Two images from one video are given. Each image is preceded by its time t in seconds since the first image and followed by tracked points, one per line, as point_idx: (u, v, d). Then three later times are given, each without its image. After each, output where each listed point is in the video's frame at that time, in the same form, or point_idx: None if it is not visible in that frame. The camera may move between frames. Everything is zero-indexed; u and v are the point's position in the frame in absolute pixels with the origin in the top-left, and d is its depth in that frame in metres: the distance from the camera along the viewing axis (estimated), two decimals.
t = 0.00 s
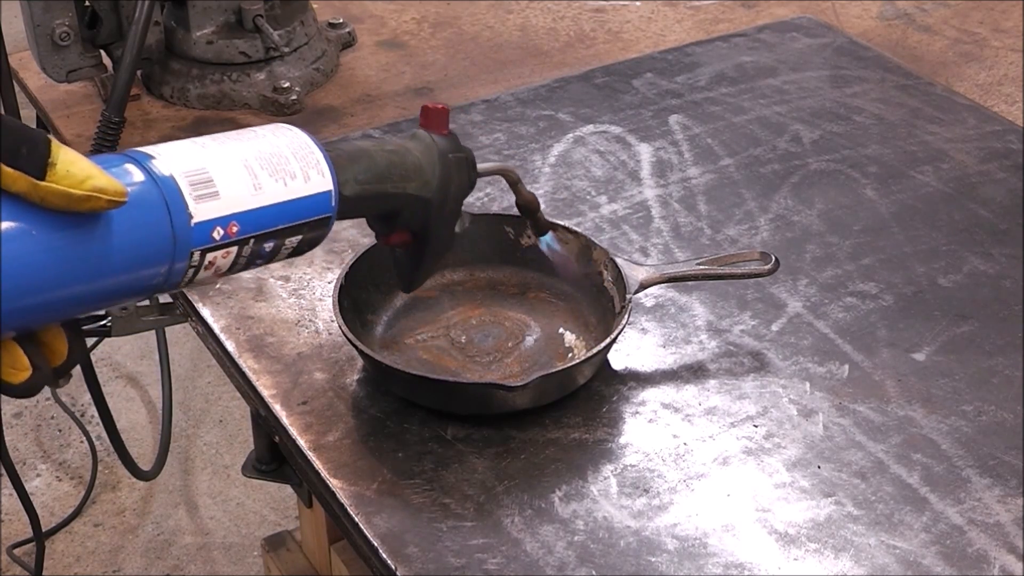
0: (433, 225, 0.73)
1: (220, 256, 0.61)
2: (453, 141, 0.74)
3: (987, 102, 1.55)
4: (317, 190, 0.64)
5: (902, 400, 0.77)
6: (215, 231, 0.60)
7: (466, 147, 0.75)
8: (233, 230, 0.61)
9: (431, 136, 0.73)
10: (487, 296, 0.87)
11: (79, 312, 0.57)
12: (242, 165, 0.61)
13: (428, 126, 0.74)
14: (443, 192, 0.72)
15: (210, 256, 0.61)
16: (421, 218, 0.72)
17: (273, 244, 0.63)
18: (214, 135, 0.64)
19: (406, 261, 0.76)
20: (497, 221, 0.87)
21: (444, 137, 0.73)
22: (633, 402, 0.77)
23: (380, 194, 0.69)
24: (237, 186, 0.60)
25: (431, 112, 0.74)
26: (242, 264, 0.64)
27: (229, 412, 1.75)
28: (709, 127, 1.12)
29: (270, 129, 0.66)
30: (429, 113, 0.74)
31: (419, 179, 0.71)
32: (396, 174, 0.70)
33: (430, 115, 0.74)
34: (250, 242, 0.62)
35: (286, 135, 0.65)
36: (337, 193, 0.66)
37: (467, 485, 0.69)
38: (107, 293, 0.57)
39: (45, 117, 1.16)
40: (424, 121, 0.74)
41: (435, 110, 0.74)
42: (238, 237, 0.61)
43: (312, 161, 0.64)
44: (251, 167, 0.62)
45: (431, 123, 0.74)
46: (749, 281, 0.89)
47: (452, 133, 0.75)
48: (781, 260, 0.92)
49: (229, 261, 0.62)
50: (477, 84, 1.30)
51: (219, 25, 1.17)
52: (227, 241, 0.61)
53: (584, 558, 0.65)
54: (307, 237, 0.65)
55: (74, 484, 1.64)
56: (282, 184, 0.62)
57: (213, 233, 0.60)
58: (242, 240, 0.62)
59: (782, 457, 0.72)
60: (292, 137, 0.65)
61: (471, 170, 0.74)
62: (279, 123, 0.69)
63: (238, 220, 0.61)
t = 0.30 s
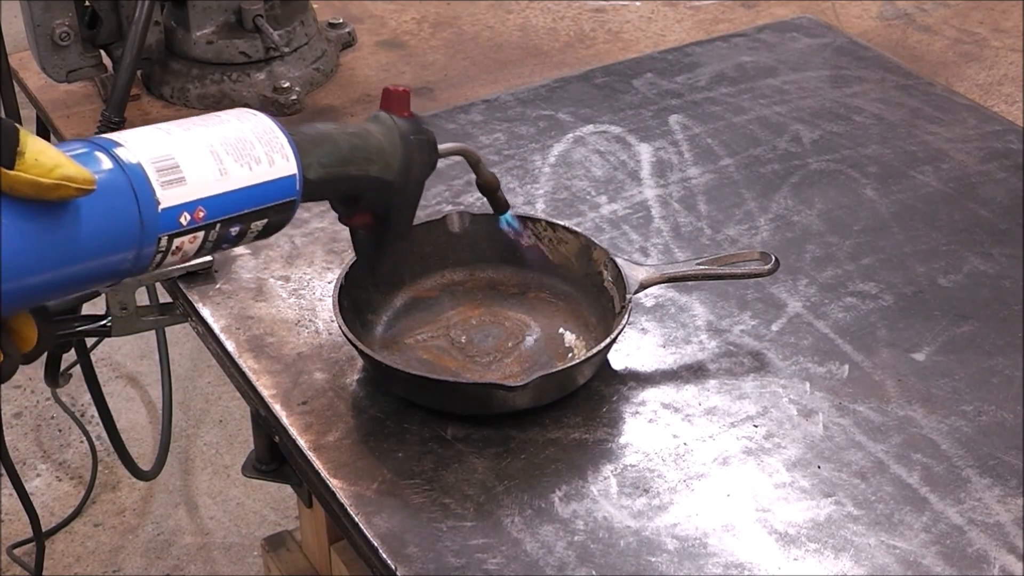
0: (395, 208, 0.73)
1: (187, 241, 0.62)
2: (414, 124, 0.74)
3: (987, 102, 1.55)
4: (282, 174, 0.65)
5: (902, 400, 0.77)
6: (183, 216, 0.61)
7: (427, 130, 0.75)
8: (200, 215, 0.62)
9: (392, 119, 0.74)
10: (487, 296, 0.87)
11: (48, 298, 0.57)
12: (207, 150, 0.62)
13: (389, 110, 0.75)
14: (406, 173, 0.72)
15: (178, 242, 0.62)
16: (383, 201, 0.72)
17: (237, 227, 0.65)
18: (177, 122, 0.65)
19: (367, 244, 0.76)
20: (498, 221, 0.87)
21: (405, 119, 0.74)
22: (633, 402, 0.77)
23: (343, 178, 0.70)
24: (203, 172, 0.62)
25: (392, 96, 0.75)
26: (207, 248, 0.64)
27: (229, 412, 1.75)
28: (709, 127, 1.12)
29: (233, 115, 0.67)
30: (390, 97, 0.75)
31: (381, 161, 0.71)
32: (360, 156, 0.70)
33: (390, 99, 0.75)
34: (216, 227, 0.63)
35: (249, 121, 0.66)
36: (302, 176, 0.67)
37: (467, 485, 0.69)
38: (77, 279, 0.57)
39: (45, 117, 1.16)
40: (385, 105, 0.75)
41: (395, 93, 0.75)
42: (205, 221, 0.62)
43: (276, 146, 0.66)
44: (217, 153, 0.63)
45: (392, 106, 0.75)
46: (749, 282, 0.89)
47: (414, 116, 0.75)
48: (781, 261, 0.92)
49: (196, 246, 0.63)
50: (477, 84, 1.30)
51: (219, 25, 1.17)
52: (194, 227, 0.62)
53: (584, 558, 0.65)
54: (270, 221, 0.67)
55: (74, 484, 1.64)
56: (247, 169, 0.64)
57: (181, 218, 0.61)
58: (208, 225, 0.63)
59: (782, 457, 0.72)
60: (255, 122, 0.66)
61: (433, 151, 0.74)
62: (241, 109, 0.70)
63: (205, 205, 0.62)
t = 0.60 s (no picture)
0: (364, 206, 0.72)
1: (162, 240, 0.62)
2: (381, 120, 0.73)
3: (987, 102, 1.55)
4: (256, 173, 0.65)
5: (902, 400, 0.77)
6: (158, 216, 0.60)
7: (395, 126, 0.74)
8: (175, 215, 0.61)
9: (359, 117, 0.72)
10: (487, 295, 0.87)
11: (22, 298, 0.57)
12: (181, 150, 0.62)
13: (357, 108, 0.74)
14: (373, 171, 0.71)
15: (153, 241, 0.61)
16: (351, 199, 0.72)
17: (212, 226, 0.64)
18: (151, 121, 0.65)
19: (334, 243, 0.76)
20: (497, 221, 0.87)
21: (373, 117, 0.73)
22: (632, 402, 0.77)
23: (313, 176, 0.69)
24: (178, 171, 0.61)
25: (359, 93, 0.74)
26: (182, 247, 0.64)
27: (229, 412, 1.75)
28: (709, 127, 1.12)
29: (206, 114, 0.66)
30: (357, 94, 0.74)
31: (349, 159, 0.70)
32: (327, 154, 0.69)
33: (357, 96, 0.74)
34: (191, 226, 0.63)
35: (222, 119, 0.65)
36: (273, 175, 0.67)
37: (467, 485, 0.69)
38: (51, 280, 0.57)
39: (45, 117, 1.15)
40: (352, 102, 0.74)
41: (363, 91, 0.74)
42: (180, 221, 0.62)
43: (249, 145, 0.65)
44: (191, 153, 0.62)
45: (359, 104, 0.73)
46: (749, 281, 0.89)
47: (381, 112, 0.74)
48: (781, 260, 0.92)
49: (172, 245, 0.63)
50: (477, 84, 1.30)
51: (219, 25, 1.17)
52: (169, 226, 0.61)
53: (584, 558, 0.65)
54: (245, 219, 0.66)
55: (74, 484, 1.64)
56: (221, 168, 0.63)
57: (156, 218, 0.60)
58: (183, 224, 0.62)
59: (782, 457, 0.73)
60: (228, 121, 0.66)
61: (401, 149, 0.73)
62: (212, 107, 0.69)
63: (180, 205, 0.61)
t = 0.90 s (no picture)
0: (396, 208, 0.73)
1: (197, 240, 0.62)
2: (417, 124, 0.74)
3: (987, 102, 1.55)
4: (292, 174, 0.65)
5: (902, 400, 0.77)
6: (194, 216, 0.61)
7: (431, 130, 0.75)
8: (211, 215, 0.62)
9: (394, 118, 0.73)
10: (487, 295, 0.87)
11: (58, 295, 0.57)
12: (217, 150, 0.62)
13: (393, 109, 0.74)
14: (406, 173, 0.72)
15: (189, 241, 0.62)
16: (384, 200, 0.72)
17: (248, 226, 0.65)
18: (187, 121, 0.65)
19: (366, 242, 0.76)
20: (498, 221, 0.87)
21: (410, 119, 0.74)
22: (633, 402, 0.77)
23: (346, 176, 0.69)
24: (213, 171, 0.61)
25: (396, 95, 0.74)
26: (218, 248, 0.65)
27: (229, 412, 1.75)
28: (709, 127, 1.12)
29: (242, 114, 0.67)
30: (394, 96, 0.74)
31: (383, 161, 0.70)
32: (361, 156, 0.70)
33: (394, 98, 0.74)
34: (227, 226, 0.63)
35: (259, 120, 0.66)
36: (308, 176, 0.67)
37: (467, 485, 0.69)
38: (86, 276, 0.58)
39: (45, 117, 1.15)
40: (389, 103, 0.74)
41: (400, 93, 0.74)
42: (216, 221, 0.62)
43: (286, 146, 0.65)
44: (227, 153, 0.63)
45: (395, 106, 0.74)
46: (749, 282, 0.89)
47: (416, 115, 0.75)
48: (781, 260, 0.92)
49: (206, 245, 0.63)
50: (477, 84, 1.30)
51: (219, 25, 1.17)
52: (205, 227, 0.62)
53: (584, 559, 0.65)
54: (281, 220, 0.66)
55: (74, 484, 1.64)
56: (258, 169, 0.63)
57: (192, 218, 0.61)
58: (219, 225, 0.63)
59: (781, 456, 0.72)
60: (264, 121, 0.66)
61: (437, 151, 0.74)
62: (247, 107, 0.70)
63: (216, 206, 0.62)
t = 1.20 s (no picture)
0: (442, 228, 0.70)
1: (231, 255, 0.60)
2: (467, 141, 0.71)
3: (987, 102, 1.55)
4: (332, 190, 0.62)
5: (902, 400, 0.77)
6: (227, 230, 0.59)
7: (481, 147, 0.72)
8: (246, 230, 0.59)
9: (444, 136, 0.70)
10: (487, 296, 0.87)
11: (85, 309, 0.56)
12: (253, 163, 0.60)
13: (443, 127, 0.71)
14: (455, 192, 0.69)
15: (223, 256, 0.60)
16: (430, 220, 0.69)
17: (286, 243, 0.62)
18: (228, 134, 0.63)
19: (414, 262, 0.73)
20: (497, 221, 0.87)
21: (459, 138, 0.70)
22: (633, 402, 0.77)
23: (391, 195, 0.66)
24: (248, 185, 0.59)
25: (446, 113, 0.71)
26: (255, 264, 0.62)
27: (229, 412, 1.75)
28: (709, 127, 1.12)
29: (284, 128, 0.64)
30: (444, 114, 0.71)
31: (430, 180, 0.68)
32: (407, 173, 0.67)
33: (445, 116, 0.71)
34: (262, 243, 0.61)
35: (300, 134, 0.64)
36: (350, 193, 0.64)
37: (467, 485, 0.69)
38: (113, 289, 0.56)
39: (45, 117, 1.16)
40: (438, 121, 0.71)
41: (450, 110, 0.71)
42: (251, 236, 0.60)
43: (326, 160, 0.63)
44: (264, 167, 0.60)
45: (445, 123, 0.71)
46: (749, 281, 0.89)
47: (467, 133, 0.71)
48: (781, 260, 0.92)
49: (241, 262, 0.61)
50: (477, 84, 1.30)
51: (219, 25, 1.17)
52: (239, 241, 0.60)
53: (584, 559, 0.65)
54: (321, 237, 0.64)
55: (74, 484, 1.64)
56: (296, 183, 0.61)
57: (225, 232, 0.59)
58: (254, 240, 0.60)
59: (781, 457, 0.72)
60: (306, 136, 0.64)
61: (487, 171, 0.71)
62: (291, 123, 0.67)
63: (250, 220, 0.59)
